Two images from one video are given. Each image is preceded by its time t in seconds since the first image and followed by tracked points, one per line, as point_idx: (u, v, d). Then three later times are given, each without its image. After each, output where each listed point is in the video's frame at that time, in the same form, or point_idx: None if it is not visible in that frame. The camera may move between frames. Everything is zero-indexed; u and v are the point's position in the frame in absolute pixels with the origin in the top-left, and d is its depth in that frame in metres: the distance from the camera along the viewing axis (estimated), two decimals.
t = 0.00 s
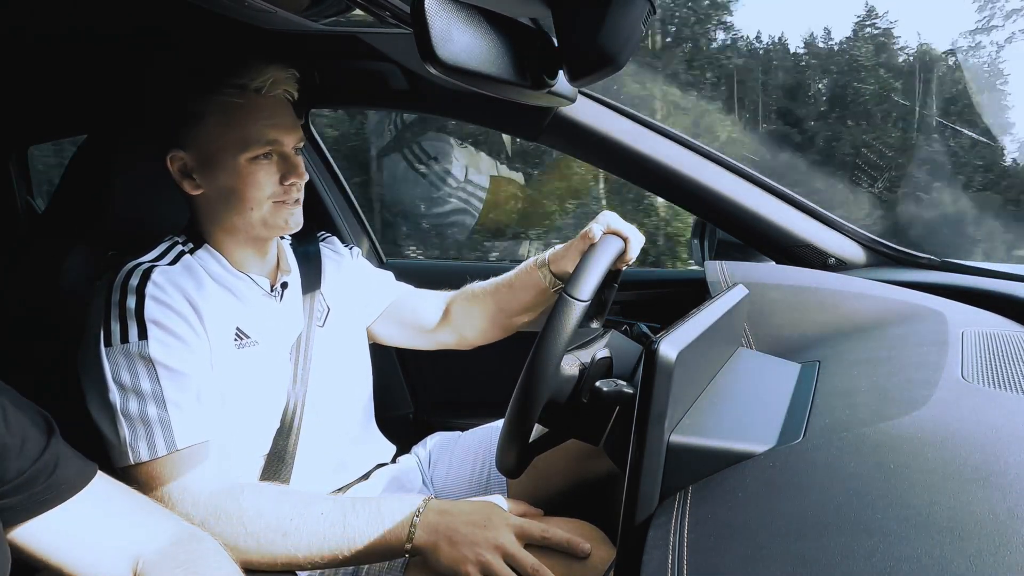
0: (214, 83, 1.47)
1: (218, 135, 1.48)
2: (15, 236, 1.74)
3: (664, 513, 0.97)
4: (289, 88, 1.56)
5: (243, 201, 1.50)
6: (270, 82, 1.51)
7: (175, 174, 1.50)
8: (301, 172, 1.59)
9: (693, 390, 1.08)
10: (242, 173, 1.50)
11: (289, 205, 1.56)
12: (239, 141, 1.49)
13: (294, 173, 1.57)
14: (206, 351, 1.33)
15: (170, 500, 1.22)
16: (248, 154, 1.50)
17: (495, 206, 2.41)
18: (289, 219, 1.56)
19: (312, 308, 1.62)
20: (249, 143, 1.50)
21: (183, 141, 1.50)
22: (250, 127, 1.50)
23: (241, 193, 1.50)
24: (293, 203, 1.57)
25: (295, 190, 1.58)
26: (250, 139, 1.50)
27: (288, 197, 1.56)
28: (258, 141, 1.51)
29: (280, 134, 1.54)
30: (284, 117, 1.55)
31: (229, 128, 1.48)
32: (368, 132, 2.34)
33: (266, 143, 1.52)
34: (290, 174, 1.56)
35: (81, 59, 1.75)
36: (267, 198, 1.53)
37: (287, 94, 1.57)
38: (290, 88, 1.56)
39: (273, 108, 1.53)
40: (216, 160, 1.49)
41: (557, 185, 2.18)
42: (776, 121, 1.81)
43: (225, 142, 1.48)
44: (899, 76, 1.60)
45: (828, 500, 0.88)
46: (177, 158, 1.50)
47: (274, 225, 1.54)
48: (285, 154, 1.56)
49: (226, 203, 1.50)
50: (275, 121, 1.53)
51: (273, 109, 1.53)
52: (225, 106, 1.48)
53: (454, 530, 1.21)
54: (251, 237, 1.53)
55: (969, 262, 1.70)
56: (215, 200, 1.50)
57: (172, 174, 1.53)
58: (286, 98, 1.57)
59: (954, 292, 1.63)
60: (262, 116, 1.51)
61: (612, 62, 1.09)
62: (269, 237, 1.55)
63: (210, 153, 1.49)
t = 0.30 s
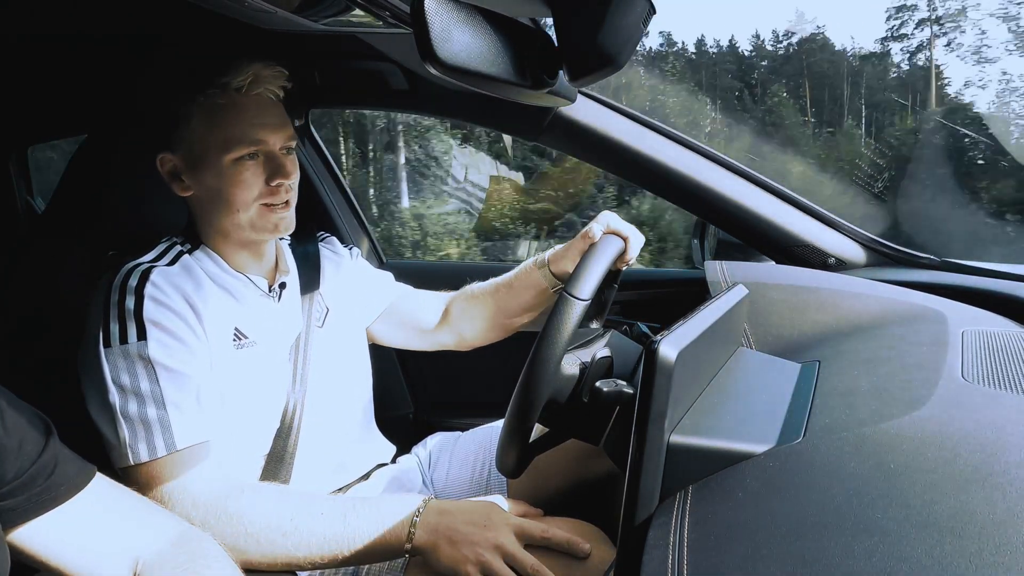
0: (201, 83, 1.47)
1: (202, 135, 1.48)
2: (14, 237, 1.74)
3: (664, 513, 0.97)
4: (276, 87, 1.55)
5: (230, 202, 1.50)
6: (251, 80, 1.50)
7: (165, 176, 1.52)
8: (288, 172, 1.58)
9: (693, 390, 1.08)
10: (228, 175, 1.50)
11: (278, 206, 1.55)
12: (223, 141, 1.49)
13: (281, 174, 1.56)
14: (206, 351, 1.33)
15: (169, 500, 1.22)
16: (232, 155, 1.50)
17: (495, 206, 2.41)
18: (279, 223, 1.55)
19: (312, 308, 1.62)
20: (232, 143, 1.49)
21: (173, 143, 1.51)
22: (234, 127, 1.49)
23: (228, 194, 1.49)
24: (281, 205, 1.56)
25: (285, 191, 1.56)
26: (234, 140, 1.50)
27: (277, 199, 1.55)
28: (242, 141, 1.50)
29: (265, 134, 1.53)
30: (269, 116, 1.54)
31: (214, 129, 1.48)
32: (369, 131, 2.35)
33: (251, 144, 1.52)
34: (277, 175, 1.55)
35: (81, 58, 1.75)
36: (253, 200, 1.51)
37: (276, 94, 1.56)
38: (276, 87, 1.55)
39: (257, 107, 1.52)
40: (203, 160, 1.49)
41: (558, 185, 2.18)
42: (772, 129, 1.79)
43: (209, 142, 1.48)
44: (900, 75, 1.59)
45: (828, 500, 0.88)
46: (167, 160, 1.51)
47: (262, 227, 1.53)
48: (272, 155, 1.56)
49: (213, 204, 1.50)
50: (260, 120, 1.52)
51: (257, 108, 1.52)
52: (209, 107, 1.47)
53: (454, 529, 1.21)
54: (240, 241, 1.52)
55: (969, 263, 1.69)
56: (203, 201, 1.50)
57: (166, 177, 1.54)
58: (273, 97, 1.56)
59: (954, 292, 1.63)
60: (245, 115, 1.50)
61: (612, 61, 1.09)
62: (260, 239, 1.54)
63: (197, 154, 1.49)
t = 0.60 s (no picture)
0: (203, 84, 1.47)
1: (211, 137, 1.48)
2: (15, 237, 1.74)
3: (664, 513, 0.97)
4: (281, 91, 1.56)
5: (237, 204, 1.50)
6: (260, 85, 1.51)
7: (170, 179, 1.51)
8: (295, 174, 1.59)
9: (693, 390, 1.08)
10: (237, 177, 1.50)
11: (285, 208, 1.56)
12: (232, 144, 1.50)
13: (289, 175, 1.57)
14: (206, 351, 1.33)
15: (168, 499, 1.22)
16: (241, 157, 1.51)
17: (496, 206, 2.41)
18: (287, 223, 1.56)
19: (312, 308, 1.62)
20: (243, 145, 1.50)
21: (173, 145, 1.51)
22: (242, 130, 1.50)
23: (235, 197, 1.50)
24: (288, 206, 1.57)
25: (291, 193, 1.58)
26: (244, 142, 1.51)
27: (284, 200, 1.56)
28: (250, 145, 1.51)
29: (274, 137, 1.54)
30: (276, 118, 1.55)
31: (223, 131, 1.49)
32: (368, 131, 2.35)
33: (259, 147, 1.53)
34: (285, 177, 1.57)
35: (83, 59, 1.76)
36: (262, 201, 1.53)
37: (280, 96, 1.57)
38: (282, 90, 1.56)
39: (264, 111, 1.53)
40: (209, 164, 1.49)
41: (558, 185, 2.19)
42: (776, 131, 1.82)
43: (218, 144, 1.49)
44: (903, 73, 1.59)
45: (829, 500, 0.88)
46: (170, 164, 1.50)
47: (269, 228, 1.54)
48: (279, 157, 1.57)
49: (219, 207, 1.50)
50: (266, 123, 1.53)
51: (265, 111, 1.53)
52: (214, 110, 1.48)
53: (454, 529, 1.21)
54: (247, 241, 1.53)
55: (969, 263, 1.68)
56: (209, 204, 1.50)
57: (167, 179, 1.53)
58: (278, 99, 1.57)
59: (954, 292, 1.63)
60: (253, 119, 1.51)
61: (612, 62, 1.09)
62: (265, 240, 1.54)
63: (204, 157, 1.49)
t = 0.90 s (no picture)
0: (206, 83, 1.46)
1: (216, 138, 1.48)
2: (15, 238, 1.74)
3: (664, 513, 0.97)
4: (291, 91, 1.57)
5: (242, 204, 1.50)
6: (270, 85, 1.52)
7: (175, 178, 1.52)
8: (301, 174, 1.59)
9: (693, 390, 1.08)
10: (242, 177, 1.50)
11: (289, 207, 1.57)
12: (240, 144, 1.50)
13: (295, 176, 1.57)
14: (206, 351, 1.33)
15: (166, 497, 1.22)
16: (248, 158, 1.51)
17: (495, 206, 2.42)
18: (290, 223, 1.57)
19: (312, 308, 1.62)
20: (250, 146, 1.51)
21: (175, 146, 1.51)
22: (250, 130, 1.50)
23: (240, 196, 1.50)
24: (292, 206, 1.57)
25: (296, 193, 1.58)
26: (251, 143, 1.51)
27: (288, 200, 1.57)
28: (259, 145, 1.52)
29: (281, 138, 1.55)
30: (285, 119, 1.56)
31: (230, 132, 1.49)
32: (369, 129, 2.35)
33: (267, 147, 1.53)
34: (291, 177, 1.57)
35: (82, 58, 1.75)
36: (266, 201, 1.53)
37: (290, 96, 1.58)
38: (292, 90, 1.57)
39: (273, 112, 1.53)
40: (215, 163, 1.49)
41: (559, 185, 2.20)
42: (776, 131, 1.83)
43: (224, 144, 1.49)
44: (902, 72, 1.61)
45: (828, 500, 0.88)
46: (176, 162, 1.51)
47: (273, 228, 1.55)
48: (286, 157, 1.57)
49: (224, 206, 1.50)
50: (273, 123, 1.53)
51: (274, 112, 1.54)
52: (223, 110, 1.47)
53: (453, 529, 1.21)
54: (251, 241, 1.53)
55: (970, 263, 1.68)
56: (213, 203, 1.50)
57: (171, 177, 1.53)
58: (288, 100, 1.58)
59: (954, 292, 1.63)
60: (262, 120, 1.52)
61: (612, 62, 1.09)
62: (268, 240, 1.55)
63: (210, 157, 1.49)
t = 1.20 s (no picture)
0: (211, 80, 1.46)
1: (224, 132, 1.49)
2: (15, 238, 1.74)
3: (664, 513, 0.97)
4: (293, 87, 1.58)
5: (246, 199, 1.50)
6: (276, 79, 1.53)
7: (178, 172, 1.51)
8: (305, 170, 1.60)
9: (693, 391, 1.08)
10: (249, 171, 1.51)
11: (292, 203, 1.57)
12: (247, 137, 1.50)
13: (299, 171, 1.58)
14: (206, 351, 1.33)
15: (163, 495, 1.22)
16: (253, 151, 1.51)
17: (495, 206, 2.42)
18: (295, 219, 1.57)
19: (311, 308, 1.62)
20: (255, 139, 1.51)
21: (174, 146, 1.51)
22: (256, 125, 1.51)
23: (245, 190, 1.50)
24: (296, 201, 1.58)
25: (298, 188, 1.59)
26: (257, 136, 1.52)
27: (291, 195, 1.57)
28: (264, 138, 1.52)
29: (284, 133, 1.55)
30: (289, 115, 1.57)
31: (236, 125, 1.49)
32: (369, 129, 2.34)
33: (272, 140, 1.54)
34: (295, 172, 1.57)
35: (82, 57, 1.75)
36: (271, 195, 1.53)
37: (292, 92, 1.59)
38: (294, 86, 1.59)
39: (279, 106, 1.55)
40: (220, 157, 1.49)
41: (559, 184, 2.20)
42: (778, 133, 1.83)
43: (231, 138, 1.49)
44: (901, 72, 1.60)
45: (828, 500, 0.88)
46: (181, 156, 1.50)
47: (277, 224, 1.54)
48: (290, 152, 1.57)
49: (228, 200, 1.50)
50: (279, 120, 1.54)
51: (278, 107, 1.55)
52: (231, 102, 1.48)
53: (453, 529, 1.21)
54: (253, 237, 1.53)
55: (970, 263, 1.69)
56: (218, 197, 1.50)
57: (174, 171, 1.52)
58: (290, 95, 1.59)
59: (953, 292, 1.63)
60: (268, 114, 1.53)
61: (612, 62, 1.09)
62: (271, 236, 1.55)
63: (215, 151, 1.49)
